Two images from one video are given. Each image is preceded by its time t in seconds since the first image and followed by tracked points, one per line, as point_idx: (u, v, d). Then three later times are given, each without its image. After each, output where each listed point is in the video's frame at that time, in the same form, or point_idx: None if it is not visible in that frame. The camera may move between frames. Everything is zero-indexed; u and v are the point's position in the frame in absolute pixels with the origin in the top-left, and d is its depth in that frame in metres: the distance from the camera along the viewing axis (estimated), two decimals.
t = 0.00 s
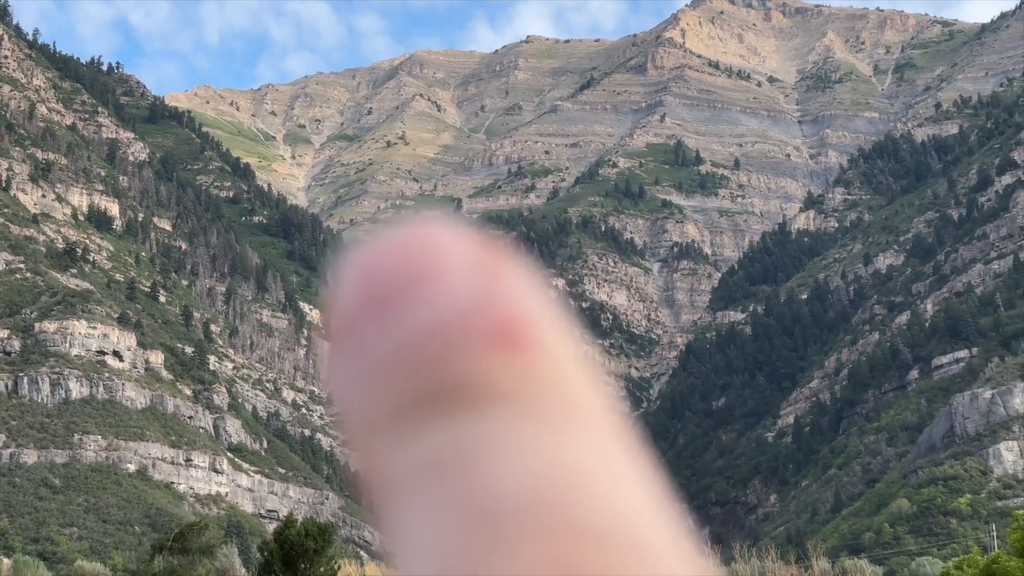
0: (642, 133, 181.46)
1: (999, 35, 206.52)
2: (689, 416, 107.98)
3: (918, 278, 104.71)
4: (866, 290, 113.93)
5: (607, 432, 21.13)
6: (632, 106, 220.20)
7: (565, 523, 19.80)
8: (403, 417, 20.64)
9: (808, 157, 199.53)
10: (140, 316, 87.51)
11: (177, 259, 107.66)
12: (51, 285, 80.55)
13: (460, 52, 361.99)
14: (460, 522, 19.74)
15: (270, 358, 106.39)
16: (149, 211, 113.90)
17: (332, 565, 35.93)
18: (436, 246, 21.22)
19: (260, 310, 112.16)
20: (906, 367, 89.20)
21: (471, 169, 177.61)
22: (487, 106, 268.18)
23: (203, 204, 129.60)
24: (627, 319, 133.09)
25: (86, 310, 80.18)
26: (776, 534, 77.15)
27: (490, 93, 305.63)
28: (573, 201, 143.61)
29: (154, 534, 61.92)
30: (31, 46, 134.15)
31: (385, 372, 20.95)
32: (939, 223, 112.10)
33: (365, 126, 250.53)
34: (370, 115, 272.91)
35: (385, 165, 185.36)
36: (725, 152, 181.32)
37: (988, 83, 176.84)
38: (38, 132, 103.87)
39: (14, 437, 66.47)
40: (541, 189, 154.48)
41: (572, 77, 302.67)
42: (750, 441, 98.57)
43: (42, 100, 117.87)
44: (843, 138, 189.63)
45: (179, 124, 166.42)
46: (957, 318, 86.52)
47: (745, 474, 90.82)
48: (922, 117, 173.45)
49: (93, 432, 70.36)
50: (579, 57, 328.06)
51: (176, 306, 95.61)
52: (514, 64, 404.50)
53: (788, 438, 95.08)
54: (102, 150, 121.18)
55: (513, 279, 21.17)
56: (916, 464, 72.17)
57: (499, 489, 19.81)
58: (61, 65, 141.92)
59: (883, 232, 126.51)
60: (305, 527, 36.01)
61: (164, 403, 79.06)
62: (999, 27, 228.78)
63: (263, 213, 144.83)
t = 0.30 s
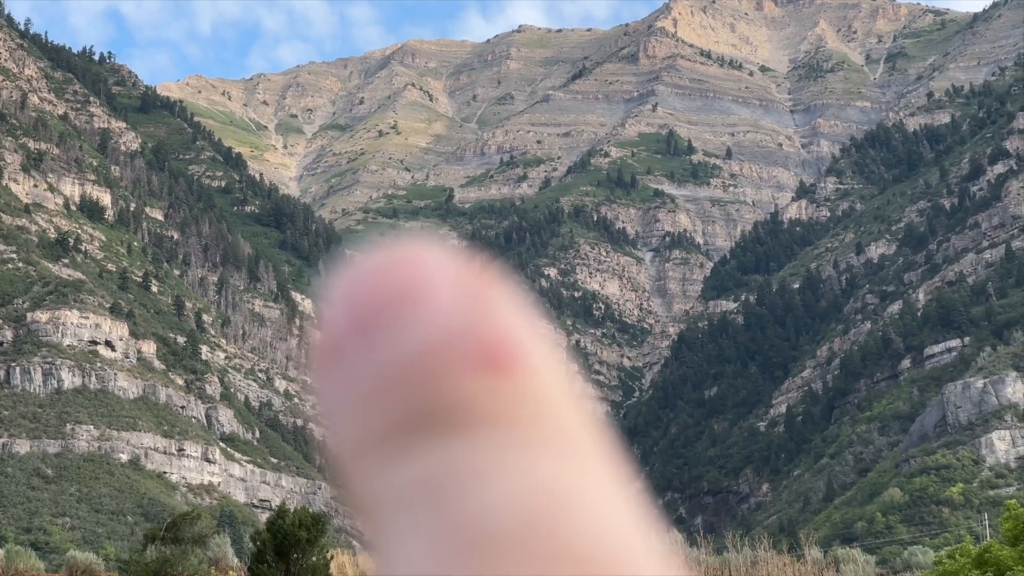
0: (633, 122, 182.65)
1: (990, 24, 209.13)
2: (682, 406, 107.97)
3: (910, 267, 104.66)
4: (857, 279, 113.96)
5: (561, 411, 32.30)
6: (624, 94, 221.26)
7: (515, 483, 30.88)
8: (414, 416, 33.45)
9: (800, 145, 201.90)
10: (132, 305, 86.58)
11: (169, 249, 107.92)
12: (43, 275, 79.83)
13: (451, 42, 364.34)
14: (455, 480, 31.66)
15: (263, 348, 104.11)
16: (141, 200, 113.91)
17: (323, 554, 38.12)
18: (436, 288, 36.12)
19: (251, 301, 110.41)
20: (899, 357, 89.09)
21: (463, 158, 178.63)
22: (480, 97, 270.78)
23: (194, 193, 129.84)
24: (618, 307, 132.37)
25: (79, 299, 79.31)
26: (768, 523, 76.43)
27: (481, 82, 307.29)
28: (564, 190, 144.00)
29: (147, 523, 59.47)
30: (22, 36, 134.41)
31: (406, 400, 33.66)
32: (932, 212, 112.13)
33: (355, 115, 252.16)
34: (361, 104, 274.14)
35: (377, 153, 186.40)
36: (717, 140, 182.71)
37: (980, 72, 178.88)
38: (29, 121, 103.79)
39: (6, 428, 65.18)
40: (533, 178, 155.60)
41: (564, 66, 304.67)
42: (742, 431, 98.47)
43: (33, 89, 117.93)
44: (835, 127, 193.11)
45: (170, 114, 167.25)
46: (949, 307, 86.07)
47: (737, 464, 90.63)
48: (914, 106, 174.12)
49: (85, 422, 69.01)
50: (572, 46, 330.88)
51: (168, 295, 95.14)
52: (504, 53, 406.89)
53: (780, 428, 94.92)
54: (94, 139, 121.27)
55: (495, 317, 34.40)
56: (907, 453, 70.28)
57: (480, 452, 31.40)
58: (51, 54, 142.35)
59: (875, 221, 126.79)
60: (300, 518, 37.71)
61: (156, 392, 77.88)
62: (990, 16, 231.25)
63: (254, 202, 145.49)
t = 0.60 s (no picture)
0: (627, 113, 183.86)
1: (986, 15, 210.38)
2: (675, 396, 108.21)
3: (903, 257, 104.59)
4: (851, 270, 113.80)
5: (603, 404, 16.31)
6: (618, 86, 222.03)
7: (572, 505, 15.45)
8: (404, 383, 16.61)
9: (794, 137, 203.29)
10: (127, 296, 88.38)
11: (163, 239, 108.15)
12: (37, 266, 80.34)
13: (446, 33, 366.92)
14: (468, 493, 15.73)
15: (256, 337, 110.76)
16: (136, 191, 114.30)
17: (322, 546, 28.09)
18: (434, 223, 17.14)
19: (247, 290, 115.47)
20: (892, 347, 89.14)
21: (457, 149, 180.18)
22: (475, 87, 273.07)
23: (188, 184, 130.39)
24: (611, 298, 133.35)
25: (73, 290, 79.84)
26: (762, 513, 75.48)
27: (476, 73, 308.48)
28: (558, 179, 144.43)
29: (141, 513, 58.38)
30: (17, 27, 135.00)
31: (383, 332, 16.91)
32: (926, 202, 112.19)
33: (350, 106, 253.98)
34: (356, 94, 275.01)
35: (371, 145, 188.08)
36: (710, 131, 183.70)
37: (975, 63, 180.19)
38: (23, 112, 103.93)
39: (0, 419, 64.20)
40: (527, 169, 156.55)
41: (560, 59, 306.73)
42: (736, 421, 98.54)
43: (28, 80, 118.22)
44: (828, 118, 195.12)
45: (164, 104, 168.85)
46: (943, 297, 85.27)
47: (730, 454, 90.55)
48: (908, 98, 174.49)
49: (79, 412, 68.70)
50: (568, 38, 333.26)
51: (162, 286, 96.28)
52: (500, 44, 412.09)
53: (774, 418, 94.93)
54: (88, 130, 121.63)
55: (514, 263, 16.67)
56: (902, 444, 70.25)
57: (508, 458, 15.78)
58: (46, 45, 142.98)
59: (869, 212, 127.04)
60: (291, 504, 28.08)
61: (150, 383, 78.99)
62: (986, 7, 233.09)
63: (249, 193, 146.36)
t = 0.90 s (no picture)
0: (622, 103, 184.85)
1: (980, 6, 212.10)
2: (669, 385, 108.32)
3: (898, 247, 104.65)
4: (846, 260, 114.21)
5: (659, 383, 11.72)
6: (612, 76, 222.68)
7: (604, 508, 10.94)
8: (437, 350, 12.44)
9: (788, 127, 204.70)
10: (121, 286, 86.95)
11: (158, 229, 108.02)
12: (32, 256, 79.76)
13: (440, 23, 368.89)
14: (497, 490, 11.41)
15: (252, 328, 108.74)
16: (130, 181, 114.49)
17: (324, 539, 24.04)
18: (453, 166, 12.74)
19: (242, 280, 113.51)
20: (887, 337, 89.25)
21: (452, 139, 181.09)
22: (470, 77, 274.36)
23: (183, 174, 130.71)
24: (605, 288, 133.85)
25: (68, 280, 79.57)
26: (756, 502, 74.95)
27: (470, 64, 309.46)
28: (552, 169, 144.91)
29: (135, 504, 58.71)
30: (11, 17, 135.00)
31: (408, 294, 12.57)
32: (921, 191, 112.48)
33: (344, 96, 254.95)
34: (350, 84, 275.20)
35: (365, 136, 188.80)
36: (705, 122, 184.65)
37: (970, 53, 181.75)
38: (18, 102, 103.63)
39: None
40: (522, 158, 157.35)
41: (555, 50, 308.42)
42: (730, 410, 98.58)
43: (23, 70, 118.17)
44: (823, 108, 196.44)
45: (158, 94, 169.47)
46: (938, 287, 85.45)
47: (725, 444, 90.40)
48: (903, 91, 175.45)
49: (74, 403, 68.59)
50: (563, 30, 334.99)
51: (157, 276, 95.96)
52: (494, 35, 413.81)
53: (768, 408, 95.01)
54: (83, 120, 121.68)
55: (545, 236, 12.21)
56: (896, 433, 70.33)
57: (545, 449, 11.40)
58: (40, 34, 143.02)
59: (864, 201, 127.75)
60: (289, 492, 24.12)
61: (145, 372, 78.81)
62: None
63: (243, 183, 146.91)
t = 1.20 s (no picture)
0: (618, 94, 185.58)
1: None
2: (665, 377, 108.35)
3: (894, 238, 104.76)
4: (842, 251, 114.36)
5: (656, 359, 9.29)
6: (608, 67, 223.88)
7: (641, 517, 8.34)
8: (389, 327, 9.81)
9: (784, 118, 205.55)
10: (117, 278, 87.46)
11: (154, 221, 107.88)
12: (27, 248, 79.76)
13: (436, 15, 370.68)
14: (485, 495, 8.78)
15: (248, 320, 109.16)
16: (126, 172, 114.69)
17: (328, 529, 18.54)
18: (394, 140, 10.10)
19: (237, 272, 113.37)
20: (883, 329, 89.41)
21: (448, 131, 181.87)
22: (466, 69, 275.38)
23: (178, 165, 130.91)
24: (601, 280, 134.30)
25: (63, 271, 79.67)
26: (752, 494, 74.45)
27: (466, 55, 310.23)
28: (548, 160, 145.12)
29: (131, 496, 59.00)
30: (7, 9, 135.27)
31: (357, 261, 9.97)
32: (916, 183, 112.70)
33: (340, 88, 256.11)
34: (345, 76, 275.57)
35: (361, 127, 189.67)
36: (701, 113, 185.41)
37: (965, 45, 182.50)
38: (13, 94, 103.38)
39: None
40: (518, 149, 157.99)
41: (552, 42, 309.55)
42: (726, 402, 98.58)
43: (18, 62, 118.32)
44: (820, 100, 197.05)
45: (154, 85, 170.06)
46: (933, 279, 85.40)
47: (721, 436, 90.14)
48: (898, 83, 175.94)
49: (69, 395, 68.57)
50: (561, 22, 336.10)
51: (152, 268, 96.30)
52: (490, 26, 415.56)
53: (763, 399, 94.95)
54: (78, 112, 121.80)
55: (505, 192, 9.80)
56: (892, 424, 70.28)
57: (528, 444, 8.75)
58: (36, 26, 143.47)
59: (860, 192, 127.99)
60: (286, 478, 18.76)
61: (141, 364, 79.21)
62: None
63: (239, 174, 147.32)
